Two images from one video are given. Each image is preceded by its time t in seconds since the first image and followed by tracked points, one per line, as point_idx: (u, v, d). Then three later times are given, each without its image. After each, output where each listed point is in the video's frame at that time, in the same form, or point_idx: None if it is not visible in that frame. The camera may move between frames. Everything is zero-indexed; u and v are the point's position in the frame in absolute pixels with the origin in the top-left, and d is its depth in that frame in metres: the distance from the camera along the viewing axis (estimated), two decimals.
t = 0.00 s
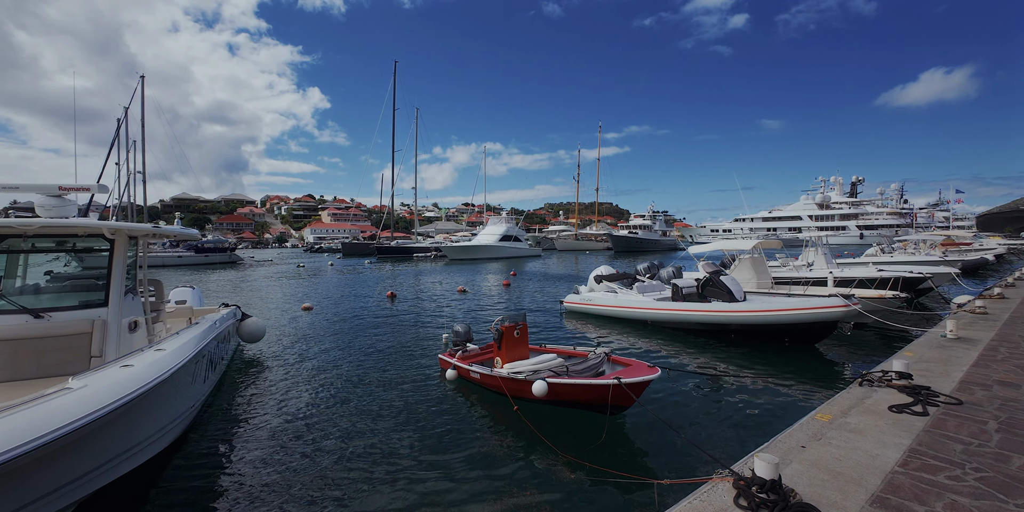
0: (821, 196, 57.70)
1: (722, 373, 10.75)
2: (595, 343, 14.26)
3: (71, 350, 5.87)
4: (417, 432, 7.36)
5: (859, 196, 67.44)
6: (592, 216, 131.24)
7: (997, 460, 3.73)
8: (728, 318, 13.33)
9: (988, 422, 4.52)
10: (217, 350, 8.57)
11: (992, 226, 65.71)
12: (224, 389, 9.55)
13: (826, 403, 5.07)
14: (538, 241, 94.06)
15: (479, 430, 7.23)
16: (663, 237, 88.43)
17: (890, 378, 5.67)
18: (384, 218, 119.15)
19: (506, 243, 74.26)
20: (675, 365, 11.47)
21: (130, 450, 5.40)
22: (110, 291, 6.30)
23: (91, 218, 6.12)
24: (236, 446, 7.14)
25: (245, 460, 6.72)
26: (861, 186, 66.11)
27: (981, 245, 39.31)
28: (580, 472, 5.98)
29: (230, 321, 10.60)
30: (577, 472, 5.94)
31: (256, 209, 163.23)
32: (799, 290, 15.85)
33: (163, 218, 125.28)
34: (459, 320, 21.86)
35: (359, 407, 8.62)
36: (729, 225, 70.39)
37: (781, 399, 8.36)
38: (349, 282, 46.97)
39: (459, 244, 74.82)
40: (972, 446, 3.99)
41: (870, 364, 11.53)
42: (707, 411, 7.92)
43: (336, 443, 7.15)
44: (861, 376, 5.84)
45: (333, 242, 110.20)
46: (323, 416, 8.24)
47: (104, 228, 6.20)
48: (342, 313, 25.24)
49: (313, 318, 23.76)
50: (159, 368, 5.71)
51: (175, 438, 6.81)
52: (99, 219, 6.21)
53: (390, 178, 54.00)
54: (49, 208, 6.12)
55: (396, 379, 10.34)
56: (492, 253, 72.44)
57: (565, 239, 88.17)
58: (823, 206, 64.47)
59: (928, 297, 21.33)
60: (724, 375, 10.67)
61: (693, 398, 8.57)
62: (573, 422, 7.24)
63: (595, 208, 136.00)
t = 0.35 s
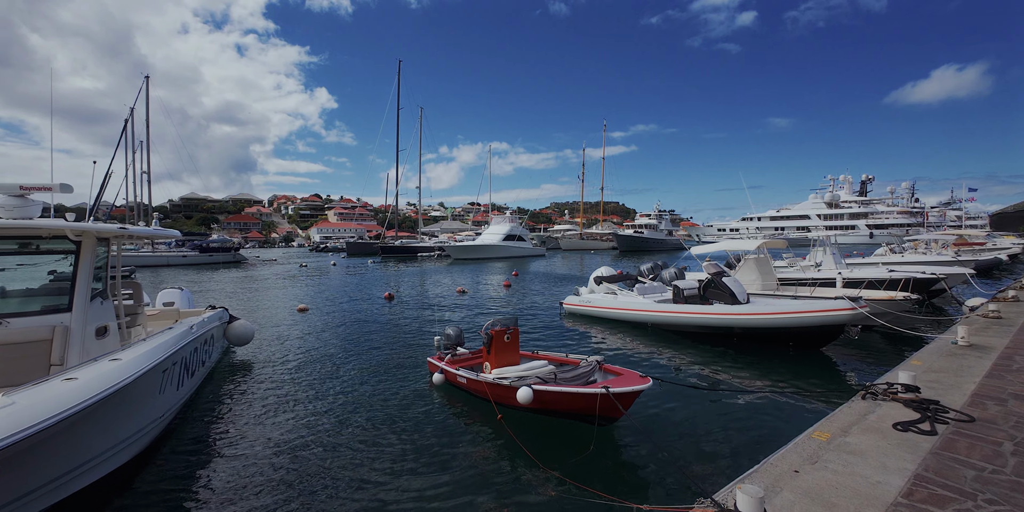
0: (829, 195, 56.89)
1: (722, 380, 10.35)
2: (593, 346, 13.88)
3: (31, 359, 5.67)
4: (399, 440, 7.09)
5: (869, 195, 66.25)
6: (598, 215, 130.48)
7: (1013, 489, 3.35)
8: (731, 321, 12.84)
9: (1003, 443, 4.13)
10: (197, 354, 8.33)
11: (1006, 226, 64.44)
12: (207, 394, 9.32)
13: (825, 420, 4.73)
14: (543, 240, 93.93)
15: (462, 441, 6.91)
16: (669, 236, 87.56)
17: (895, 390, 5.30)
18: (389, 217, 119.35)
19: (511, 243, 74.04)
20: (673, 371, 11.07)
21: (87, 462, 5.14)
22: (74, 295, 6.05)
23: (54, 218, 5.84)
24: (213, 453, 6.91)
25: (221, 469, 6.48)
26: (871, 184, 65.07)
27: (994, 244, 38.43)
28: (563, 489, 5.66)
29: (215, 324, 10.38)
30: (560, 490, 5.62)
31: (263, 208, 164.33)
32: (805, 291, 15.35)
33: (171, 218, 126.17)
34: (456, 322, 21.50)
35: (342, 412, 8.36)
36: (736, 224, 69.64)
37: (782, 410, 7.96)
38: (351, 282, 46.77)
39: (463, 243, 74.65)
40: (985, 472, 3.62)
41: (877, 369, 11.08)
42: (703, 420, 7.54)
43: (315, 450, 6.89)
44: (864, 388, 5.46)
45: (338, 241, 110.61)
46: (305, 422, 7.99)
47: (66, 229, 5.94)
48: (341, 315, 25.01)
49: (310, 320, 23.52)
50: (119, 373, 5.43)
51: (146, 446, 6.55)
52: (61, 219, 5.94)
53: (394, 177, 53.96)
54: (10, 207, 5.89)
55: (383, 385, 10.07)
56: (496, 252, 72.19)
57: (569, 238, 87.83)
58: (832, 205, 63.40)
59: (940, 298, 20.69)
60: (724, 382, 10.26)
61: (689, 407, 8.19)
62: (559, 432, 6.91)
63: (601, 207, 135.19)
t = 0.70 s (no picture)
0: (837, 194, 56.13)
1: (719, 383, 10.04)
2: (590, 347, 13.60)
3: None
4: (377, 447, 6.87)
5: (877, 193, 65.22)
6: (602, 214, 129.76)
7: None
8: (730, 323, 12.34)
9: (1011, 457, 3.81)
10: (178, 354, 8.16)
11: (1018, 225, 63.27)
12: (190, 393, 9.15)
13: (817, 431, 4.43)
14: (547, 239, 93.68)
15: (443, 448, 6.65)
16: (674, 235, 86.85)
17: (894, 398, 4.98)
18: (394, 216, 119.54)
19: (514, 241, 73.79)
20: (669, 374, 10.71)
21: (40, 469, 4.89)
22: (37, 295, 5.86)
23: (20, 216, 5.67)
24: (188, 455, 6.71)
25: (196, 473, 6.30)
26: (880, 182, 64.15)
27: (1006, 243, 37.66)
28: (543, 501, 5.38)
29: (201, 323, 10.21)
30: (540, 502, 5.35)
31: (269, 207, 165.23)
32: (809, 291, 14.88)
33: (178, 217, 127.03)
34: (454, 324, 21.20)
35: (325, 415, 8.15)
36: (742, 222, 68.96)
37: (779, 415, 7.66)
38: (353, 281, 46.64)
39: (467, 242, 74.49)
40: (991, 493, 3.29)
41: (881, 373, 10.73)
42: (696, 428, 7.19)
43: (292, 457, 6.68)
44: (862, 396, 5.14)
45: (343, 240, 110.92)
46: (286, 425, 7.78)
47: (31, 227, 5.74)
48: (339, 316, 24.82)
49: (308, 320, 23.34)
50: (76, 376, 5.18)
51: (117, 449, 6.36)
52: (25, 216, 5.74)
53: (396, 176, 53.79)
54: None
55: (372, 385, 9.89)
56: (499, 251, 72.03)
57: (573, 237, 87.44)
58: (840, 203, 62.47)
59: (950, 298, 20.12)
60: (722, 386, 9.87)
61: (682, 413, 7.84)
62: (540, 439, 6.64)
63: (605, 206, 134.44)
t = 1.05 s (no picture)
0: (845, 192, 55.35)
1: (715, 387, 9.74)
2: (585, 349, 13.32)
3: None
4: (357, 450, 6.68)
5: (886, 192, 64.29)
6: (607, 213, 129.15)
7: None
8: (728, 325, 11.77)
9: (1014, 477, 3.51)
10: (156, 357, 7.95)
11: None
12: (172, 395, 8.96)
13: (806, 445, 4.15)
14: (551, 238, 93.51)
15: (422, 457, 6.41)
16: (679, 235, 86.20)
17: (891, 409, 4.68)
18: (398, 215, 119.69)
19: (517, 241, 73.56)
20: (666, 377, 10.40)
21: None
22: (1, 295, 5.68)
23: None
24: (165, 460, 6.52)
25: (173, 475, 6.15)
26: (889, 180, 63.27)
27: (1017, 242, 36.92)
28: None
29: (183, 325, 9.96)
30: None
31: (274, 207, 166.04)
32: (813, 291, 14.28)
33: (184, 217, 127.82)
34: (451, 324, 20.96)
35: (309, 418, 7.95)
36: (747, 221, 68.32)
37: (775, 423, 7.35)
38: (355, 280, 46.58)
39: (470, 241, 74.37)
40: None
41: (884, 377, 10.38)
42: (688, 436, 6.90)
43: (271, 460, 6.49)
44: (856, 405, 4.84)
45: (348, 239, 111.21)
46: (269, 428, 7.60)
47: None
48: (337, 316, 24.69)
49: (305, 320, 23.21)
50: (30, 380, 4.95)
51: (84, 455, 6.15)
52: None
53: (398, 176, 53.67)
54: None
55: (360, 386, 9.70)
56: (502, 250, 71.85)
57: (577, 237, 87.04)
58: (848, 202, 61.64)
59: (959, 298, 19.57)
60: (719, 390, 9.54)
61: (675, 419, 7.54)
62: (523, 450, 6.40)
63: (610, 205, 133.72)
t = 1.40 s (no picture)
0: (852, 191, 54.71)
1: (712, 391, 9.44)
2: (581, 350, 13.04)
3: None
4: (337, 454, 6.54)
5: (893, 190, 63.36)
6: (611, 212, 128.54)
7: None
8: (725, 325, 11.36)
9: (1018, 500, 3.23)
10: (131, 361, 7.72)
11: None
12: (154, 399, 8.75)
13: (793, 462, 3.89)
14: (555, 237, 93.26)
15: (399, 466, 6.18)
16: (683, 234, 85.57)
17: (888, 421, 4.38)
18: (401, 214, 119.77)
19: (519, 240, 73.34)
20: (660, 380, 10.10)
21: None
22: None
23: None
24: (142, 464, 6.32)
25: (149, 478, 5.99)
26: (897, 179, 62.42)
27: None
28: None
29: (167, 327, 9.75)
30: None
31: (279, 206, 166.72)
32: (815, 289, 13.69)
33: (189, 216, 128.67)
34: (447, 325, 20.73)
35: (292, 421, 7.75)
36: (752, 220, 67.68)
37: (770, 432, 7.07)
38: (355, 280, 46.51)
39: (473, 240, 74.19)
40: None
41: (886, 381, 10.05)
42: (678, 446, 6.64)
43: (251, 464, 6.29)
44: (851, 417, 4.56)
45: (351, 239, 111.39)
46: (251, 431, 7.40)
47: None
48: (334, 316, 24.56)
49: (300, 321, 23.06)
50: None
51: (51, 462, 5.93)
52: None
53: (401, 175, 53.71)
54: None
55: (344, 388, 9.50)
56: (504, 249, 71.66)
57: (581, 236, 86.66)
58: (855, 201, 60.81)
59: (967, 299, 19.06)
60: (714, 394, 9.25)
61: (665, 427, 7.28)
62: (502, 462, 6.15)
63: (614, 204, 133.05)
